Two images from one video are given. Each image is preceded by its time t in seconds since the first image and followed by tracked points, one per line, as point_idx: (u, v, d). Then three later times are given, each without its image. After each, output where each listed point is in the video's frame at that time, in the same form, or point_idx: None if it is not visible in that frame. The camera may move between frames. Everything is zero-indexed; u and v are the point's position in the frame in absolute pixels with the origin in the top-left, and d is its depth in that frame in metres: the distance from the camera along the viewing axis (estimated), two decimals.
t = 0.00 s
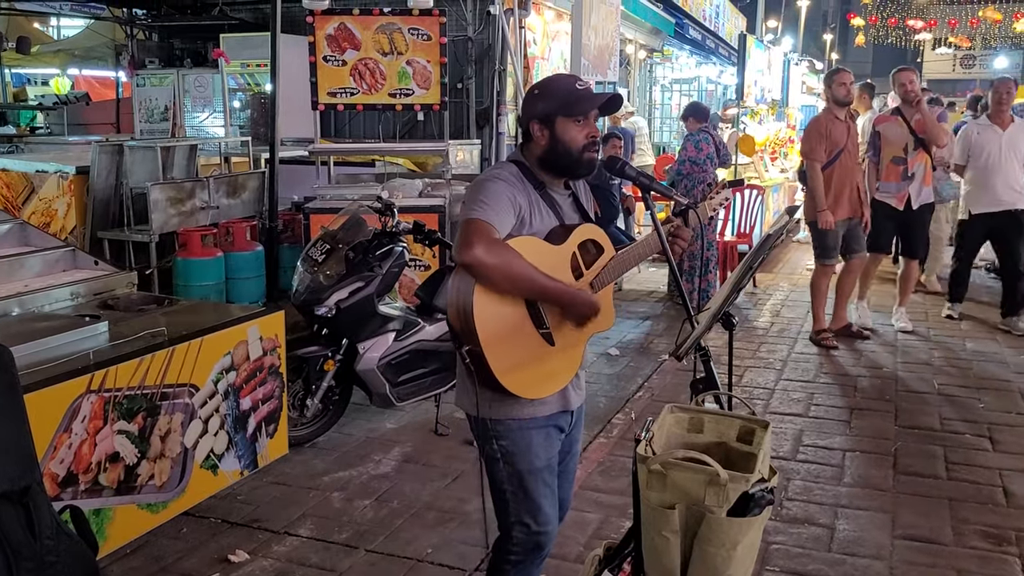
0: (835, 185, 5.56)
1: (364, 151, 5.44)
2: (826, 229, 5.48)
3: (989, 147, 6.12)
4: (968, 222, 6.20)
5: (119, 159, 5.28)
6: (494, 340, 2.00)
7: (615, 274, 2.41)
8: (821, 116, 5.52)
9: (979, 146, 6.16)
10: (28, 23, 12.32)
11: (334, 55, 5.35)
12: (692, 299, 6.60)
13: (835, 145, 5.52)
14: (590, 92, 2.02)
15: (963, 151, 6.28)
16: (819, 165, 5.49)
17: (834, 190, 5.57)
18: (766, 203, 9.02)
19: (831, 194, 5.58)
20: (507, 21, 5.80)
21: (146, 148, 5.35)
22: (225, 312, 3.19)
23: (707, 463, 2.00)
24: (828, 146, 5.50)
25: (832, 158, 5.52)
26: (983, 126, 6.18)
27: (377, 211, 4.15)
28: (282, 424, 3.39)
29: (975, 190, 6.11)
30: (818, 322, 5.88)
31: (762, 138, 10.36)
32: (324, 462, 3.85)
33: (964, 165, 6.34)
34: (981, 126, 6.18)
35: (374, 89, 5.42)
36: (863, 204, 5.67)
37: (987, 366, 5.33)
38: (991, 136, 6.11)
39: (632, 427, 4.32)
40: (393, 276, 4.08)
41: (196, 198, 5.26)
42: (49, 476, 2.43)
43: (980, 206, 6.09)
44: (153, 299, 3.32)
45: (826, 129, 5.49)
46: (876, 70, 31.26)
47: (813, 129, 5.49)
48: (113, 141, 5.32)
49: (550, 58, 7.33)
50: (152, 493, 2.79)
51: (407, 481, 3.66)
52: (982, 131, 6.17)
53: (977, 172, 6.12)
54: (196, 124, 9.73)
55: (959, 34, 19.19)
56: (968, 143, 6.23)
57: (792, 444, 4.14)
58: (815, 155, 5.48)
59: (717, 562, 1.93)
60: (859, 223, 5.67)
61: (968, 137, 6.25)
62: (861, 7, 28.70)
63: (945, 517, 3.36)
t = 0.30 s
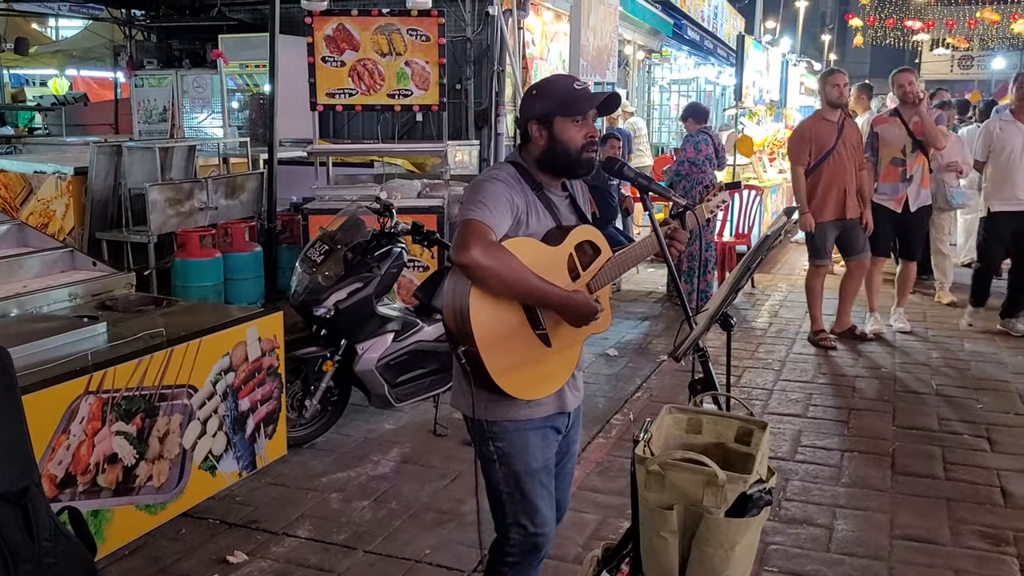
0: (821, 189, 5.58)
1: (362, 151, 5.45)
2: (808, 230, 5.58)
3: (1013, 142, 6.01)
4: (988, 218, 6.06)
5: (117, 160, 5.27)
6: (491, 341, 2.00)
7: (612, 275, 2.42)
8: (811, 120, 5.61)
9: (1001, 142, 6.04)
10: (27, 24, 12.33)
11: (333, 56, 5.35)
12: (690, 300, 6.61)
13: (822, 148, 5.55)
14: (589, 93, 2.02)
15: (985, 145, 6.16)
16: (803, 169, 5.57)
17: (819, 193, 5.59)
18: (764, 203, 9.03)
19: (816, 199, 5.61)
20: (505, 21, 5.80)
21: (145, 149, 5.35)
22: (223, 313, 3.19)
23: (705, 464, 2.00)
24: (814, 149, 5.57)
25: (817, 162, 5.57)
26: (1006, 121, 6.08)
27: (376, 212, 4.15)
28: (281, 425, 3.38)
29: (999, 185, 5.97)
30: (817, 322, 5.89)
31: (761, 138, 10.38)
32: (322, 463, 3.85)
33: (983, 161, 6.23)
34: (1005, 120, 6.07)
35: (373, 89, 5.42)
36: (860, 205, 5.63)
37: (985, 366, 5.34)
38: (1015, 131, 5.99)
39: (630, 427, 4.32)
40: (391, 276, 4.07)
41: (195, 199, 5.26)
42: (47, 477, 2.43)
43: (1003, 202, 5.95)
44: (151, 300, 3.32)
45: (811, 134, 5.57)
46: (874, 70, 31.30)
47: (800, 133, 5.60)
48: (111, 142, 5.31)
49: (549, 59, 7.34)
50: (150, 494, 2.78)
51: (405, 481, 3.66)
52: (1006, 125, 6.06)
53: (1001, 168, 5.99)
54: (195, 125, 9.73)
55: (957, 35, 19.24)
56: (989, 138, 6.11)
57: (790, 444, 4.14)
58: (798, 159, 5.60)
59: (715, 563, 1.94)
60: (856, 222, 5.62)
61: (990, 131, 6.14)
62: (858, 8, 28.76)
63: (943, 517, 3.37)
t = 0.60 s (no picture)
0: (816, 189, 5.59)
1: (360, 151, 5.45)
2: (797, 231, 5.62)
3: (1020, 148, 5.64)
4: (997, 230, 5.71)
5: (116, 160, 5.27)
6: (485, 338, 2.00)
7: (607, 275, 2.42)
8: (806, 120, 5.62)
9: (1010, 148, 5.66)
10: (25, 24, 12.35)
11: (331, 55, 5.35)
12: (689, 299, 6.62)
13: (816, 148, 5.57)
14: (587, 93, 2.02)
15: (992, 152, 5.75)
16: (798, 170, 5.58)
17: (813, 193, 5.61)
18: (762, 203, 9.04)
19: (811, 198, 5.62)
20: (504, 21, 5.82)
21: (143, 149, 5.35)
22: (222, 312, 3.19)
23: (702, 462, 2.00)
24: (807, 150, 5.60)
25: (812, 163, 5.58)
26: (1013, 126, 5.68)
27: (374, 211, 4.15)
28: (279, 424, 3.38)
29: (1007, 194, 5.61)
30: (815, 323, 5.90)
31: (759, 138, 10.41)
32: (320, 463, 3.85)
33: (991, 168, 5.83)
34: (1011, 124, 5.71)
35: (371, 89, 5.42)
36: (858, 205, 5.61)
37: (982, 366, 5.35)
38: None
39: (628, 426, 4.33)
40: (390, 276, 4.07)
41: (193, 199, 5.26)
42: (45, 477, 2.43)
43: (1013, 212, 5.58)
44: (150, 300, 3.32)
45: (806, 134, 5.59)
46: (872, 70, 31.30)
47: (796, 134, 5.62)
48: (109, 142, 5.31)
49: (547, 59, 7.34)
50: (148, 493, 2.78)
51: (404, 481, 3.66)
52: (1014, 130, 5.65)
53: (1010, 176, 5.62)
54: (194, 124, 9.73)
55: (955, 34, 19.28)
56: (996, 143, 5.72)
57: (788, 443, 4.15)
58: (792, 160, 5.66)
59: (712, 562, 1.94)
60: (853, 222, 5.60)
61: (996, 137, 5.74)
62: (856, 7, 28.80)
63: (941, 516, 3.37)
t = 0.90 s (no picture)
0: (816, 190, 5.59)
1: (359, 152, 5.45)
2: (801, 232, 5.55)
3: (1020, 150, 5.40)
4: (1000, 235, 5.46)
5: (115, 160, 5.27)
6: (480, 339, 2.01)
7: (604, 278, 2.44)
8: (805, 120, 5.61)
9: (1009, 151, 5.43)
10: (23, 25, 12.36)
11: (330, 56, 5.35)
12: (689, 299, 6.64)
13: (815, 148, 5.57)
14: (589, 98, 2.02)
15: (992, 156, 5.53)
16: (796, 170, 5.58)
17: (813, 194, 5.61)
18: (761, 203, 9.05)
19: (811, 198, 5.63)
20: (503, 22, 5.84)
21: (142, 149, 5.36)
22: (221, 313, 3.19)
23: (700, 462, 2.00)
24: (806, 150, 5.59)
25: (810, 163, 5.58)
26: (1013, 127, 5.45)
27: (373, 211, 4.14)
28: (277, 425, 3.38)
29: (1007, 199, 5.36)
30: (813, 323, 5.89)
31: (758, 138, 10.43)
32: (319, 463, 3.85)
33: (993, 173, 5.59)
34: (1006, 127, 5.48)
35: (370, 89, 5.43)
36: (856, 204, 5.63)
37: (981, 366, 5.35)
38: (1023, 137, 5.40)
39: (627, 427, 4.33)
40: (388, 277, 4.07)
41: (192, 199, 5.27)
42: (44, 477, 2.43)
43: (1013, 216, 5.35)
44: (149, 300, 3.32)
45: (804, 134, 5.59)
46: (871, 70, 31.34)
47: (794, 134, 5.61)
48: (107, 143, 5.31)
49: (546, 60, 7.36)
50: (147, 494, 2.79)
51: (403, 481, 3.66)
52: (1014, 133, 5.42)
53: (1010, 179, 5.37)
54: (193, 125, 9.75)
55: (953, 34, 19.32)
56: (995, 147, 5.51)
57: (787, 443, 4.15)
58: (792, 160, 5.62)
59: (711, 561, 1.95)
60: (852, 222, 5.62)
61: (996, 140, 5.52)
62: (854, 6, 28.83)
63: (941, 516, 3.38)
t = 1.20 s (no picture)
0: (821, 189, 5.59)
1: (359, 152, 5.46)
2: (811, 231, 5.58)
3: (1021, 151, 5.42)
4: (999, 238, 5.43)
5: (115, 161, 5.28)
6: (479, 336, 2.01)
7: (603, 278, 2.44)
8: (809, 119, 5.60)
9: (1011, 151, 5.45)
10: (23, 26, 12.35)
11: (330, 57, 5.36)
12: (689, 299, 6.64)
13: (819, 149, 5.57)
14: (591, 98, 2.03)
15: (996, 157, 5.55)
16: (801, 169, 5.58)
17: (819, 193, 5.61)
18: (762, 203, 9.06)
19: (817, 197, 5.62)
20: (503, 22, 5.84)
21: (143, 149, 5.37)
22: (222, 313, 3.19)
23: (700, 461, 2.00)
24: (812, 150, 5.58)
25: (815, 163, 5.58)
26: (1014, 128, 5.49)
27: (373, 212, 4.15)
28: (278, 425, 3.39)
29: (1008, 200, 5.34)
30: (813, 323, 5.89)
31: (759, 138, 10.44)
32: (320, 463, 3.86)
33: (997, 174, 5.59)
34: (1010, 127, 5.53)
35: (370, 90, 5.43)
36: (857, 205, 5.65)
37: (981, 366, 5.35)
38: None
39: (627, 426, 4.34)
40: (388, 277, 4.07)
41: (193, 200, 5.28)
42: (45, 477, 2.43)
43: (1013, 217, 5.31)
44: (150, 301, 3.33)
45: (809, 133, 5.57)
46: (871, 70, 31.36)
47: (798, 133, 5.58)
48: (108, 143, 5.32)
49: (546, 60, 7.37)
50: (148, 494, 2.79)
51: (403, 481, 3.67)
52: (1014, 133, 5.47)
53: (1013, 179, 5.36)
54: (193, 125, 9.76)
55: (954, 34, 19.33)
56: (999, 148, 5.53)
57: (787, 443, 4.16)
58: (798, 159, 5.58)
59: (711, 560, 1.95)
60: (853, 221, 5.63)
61: (1001, 141, 5.55)
62: (854, 6, 28.82)
63: (941, 516, 3.38)
